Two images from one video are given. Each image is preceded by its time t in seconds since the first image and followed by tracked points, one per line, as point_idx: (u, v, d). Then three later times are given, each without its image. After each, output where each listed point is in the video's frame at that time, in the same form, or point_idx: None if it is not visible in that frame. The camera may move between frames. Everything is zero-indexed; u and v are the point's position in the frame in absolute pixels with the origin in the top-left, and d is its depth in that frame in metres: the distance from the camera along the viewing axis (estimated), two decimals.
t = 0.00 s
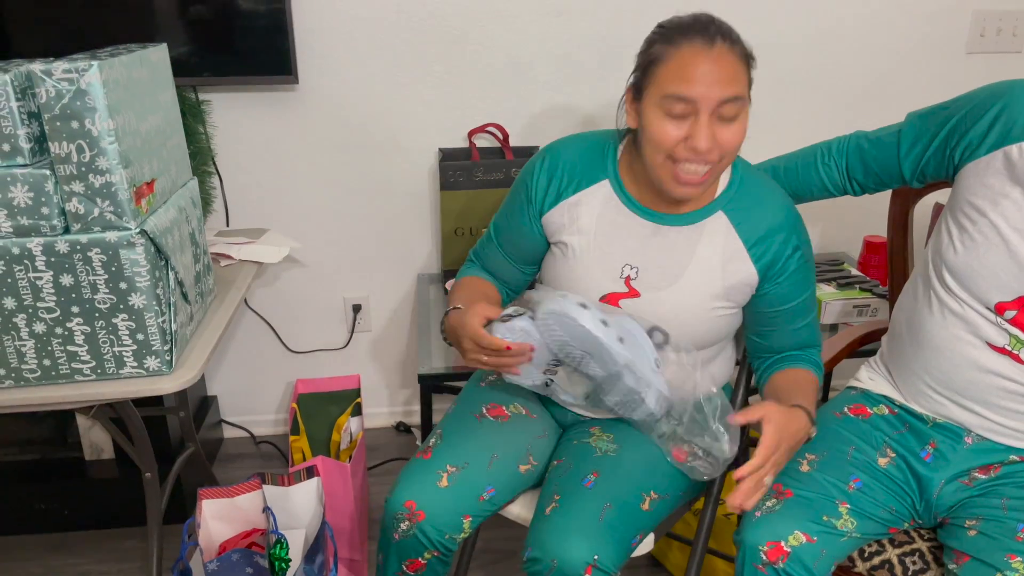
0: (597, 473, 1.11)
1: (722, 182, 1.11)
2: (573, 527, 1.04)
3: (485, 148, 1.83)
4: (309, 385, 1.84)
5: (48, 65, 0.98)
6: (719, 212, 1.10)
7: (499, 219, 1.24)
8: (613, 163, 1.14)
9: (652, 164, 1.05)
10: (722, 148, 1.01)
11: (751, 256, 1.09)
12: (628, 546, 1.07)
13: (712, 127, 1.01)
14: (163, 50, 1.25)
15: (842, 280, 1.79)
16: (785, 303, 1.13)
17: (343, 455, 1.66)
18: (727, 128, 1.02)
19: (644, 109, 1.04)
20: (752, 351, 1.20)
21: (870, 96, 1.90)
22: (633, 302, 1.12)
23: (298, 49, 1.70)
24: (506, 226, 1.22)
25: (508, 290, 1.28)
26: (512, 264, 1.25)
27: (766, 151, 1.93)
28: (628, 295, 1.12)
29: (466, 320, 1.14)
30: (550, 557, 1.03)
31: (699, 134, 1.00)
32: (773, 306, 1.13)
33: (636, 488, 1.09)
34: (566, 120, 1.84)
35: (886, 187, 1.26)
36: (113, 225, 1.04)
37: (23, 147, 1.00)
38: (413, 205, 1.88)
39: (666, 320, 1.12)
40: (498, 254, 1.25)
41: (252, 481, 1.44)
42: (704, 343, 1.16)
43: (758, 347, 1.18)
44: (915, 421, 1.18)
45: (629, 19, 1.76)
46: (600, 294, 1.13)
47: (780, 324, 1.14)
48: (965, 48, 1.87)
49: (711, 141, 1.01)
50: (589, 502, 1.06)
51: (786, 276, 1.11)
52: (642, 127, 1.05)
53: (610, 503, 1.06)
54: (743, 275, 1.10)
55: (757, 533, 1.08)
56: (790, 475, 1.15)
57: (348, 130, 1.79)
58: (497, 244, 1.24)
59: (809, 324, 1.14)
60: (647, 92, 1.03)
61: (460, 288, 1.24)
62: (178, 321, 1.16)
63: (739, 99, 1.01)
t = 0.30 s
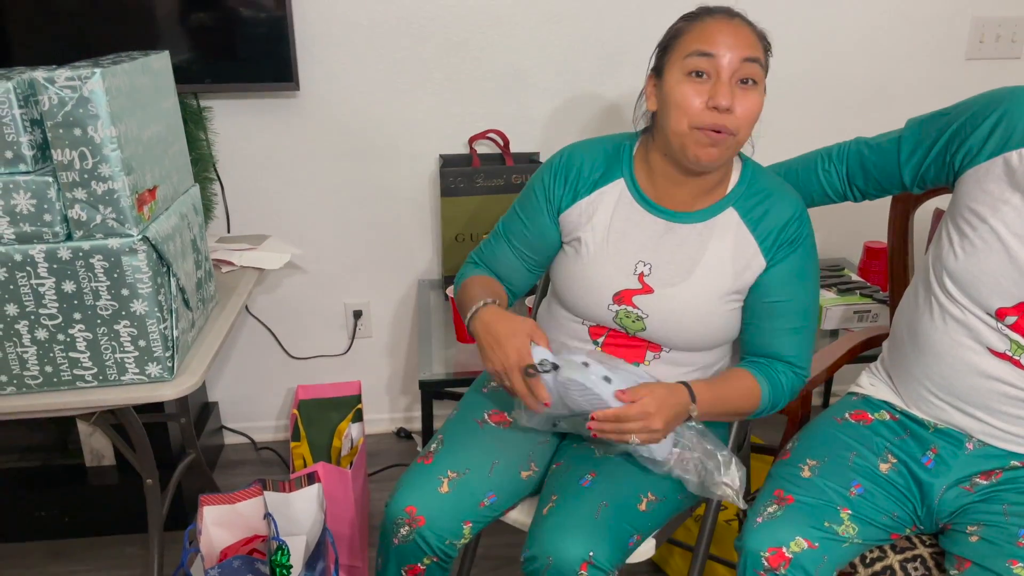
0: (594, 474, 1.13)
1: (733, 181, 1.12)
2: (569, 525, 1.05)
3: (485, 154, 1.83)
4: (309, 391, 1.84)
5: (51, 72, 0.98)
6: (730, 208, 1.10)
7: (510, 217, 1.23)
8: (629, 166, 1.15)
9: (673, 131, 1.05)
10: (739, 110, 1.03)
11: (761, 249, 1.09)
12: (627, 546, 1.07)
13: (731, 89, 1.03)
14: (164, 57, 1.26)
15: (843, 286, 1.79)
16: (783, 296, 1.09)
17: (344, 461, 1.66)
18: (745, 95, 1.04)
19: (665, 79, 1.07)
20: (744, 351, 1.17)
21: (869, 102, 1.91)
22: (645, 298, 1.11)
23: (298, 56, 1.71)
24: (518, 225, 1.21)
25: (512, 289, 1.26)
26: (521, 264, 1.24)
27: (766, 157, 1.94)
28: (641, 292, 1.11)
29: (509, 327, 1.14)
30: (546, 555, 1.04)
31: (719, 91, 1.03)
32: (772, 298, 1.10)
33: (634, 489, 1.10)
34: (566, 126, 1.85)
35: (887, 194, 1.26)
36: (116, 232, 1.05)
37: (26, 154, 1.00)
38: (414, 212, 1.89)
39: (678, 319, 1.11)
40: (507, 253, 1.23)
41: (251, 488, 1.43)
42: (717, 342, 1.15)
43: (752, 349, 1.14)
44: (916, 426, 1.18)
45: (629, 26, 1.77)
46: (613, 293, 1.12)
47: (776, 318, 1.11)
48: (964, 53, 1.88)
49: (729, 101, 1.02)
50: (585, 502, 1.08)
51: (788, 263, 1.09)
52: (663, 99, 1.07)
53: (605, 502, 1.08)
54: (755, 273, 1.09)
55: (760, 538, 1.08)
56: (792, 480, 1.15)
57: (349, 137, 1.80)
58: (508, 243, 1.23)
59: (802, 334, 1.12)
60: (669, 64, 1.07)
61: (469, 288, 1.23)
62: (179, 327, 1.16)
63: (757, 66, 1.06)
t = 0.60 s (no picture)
0: (593, 479, 1.13)
1: (723, 185, 1.12)
2: (567, 530, 1.05)
3: (484, 160, 1.84)
4: (309, 398, 1.84)
5: (51, 79, 0.98)
6: (722, 213, 1.10)
7: (503, 219, 1.25)
8: (618, 173, 1.15)
9: (660, 135, 1.05)
10: (726, 114, 1.02)
11: (754, 250, 1.08)
12: (623, 552, 1.07)
13: (716, 92, 1.03)
14: (165, 64, 1.27)
15: (842, 291, 1.79)
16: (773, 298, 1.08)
17: (343, 467, 1.66)
18: (733, 99, 1.04)
19: (650, 85, 1.07)
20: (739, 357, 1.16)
21: (867, 107, 1.91)
22: (638, 309, 1.11)
23: (298, 62, 1.71)
24: (510, 229, 1.23)
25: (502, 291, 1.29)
26: (511, 266, 1.26)
27: (765, 162, 1.94)
28: (634, 302, 1.11)
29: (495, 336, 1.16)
30: (542, 560, 1.04)
31: (705, 95, 1.02)
32: (767, 298, 1.08)
33: (630, 494, 1.11)
34: (566, 132, 1.85)
35: (885, 199, 1.26)
36: (116, 238, 1.05)
37: (26, 161, 1.00)
38: (414, 217, 1.89)
39: (671, 329, 1.10)
40: (498, 254, 1.26)
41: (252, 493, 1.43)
42: (709, 351, 1.15)
43: (746, 352, 1.13)
44: (915, 431, 1.19)
45: (628, 32, 1.78)
46: (607, 304, 1.12)
47: (771, 319, 1.09)
48: (962, 59, 1.88)
49: (716, 105, 1.02)
50: (582, 506, 1.08)
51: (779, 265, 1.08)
52: (649, 104, 1.07)
53: (601, 508, 1.08)
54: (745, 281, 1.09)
55: (760, 544, 1.08)
56: (791, 486, 1.15)
57: (348, 143, 1.80)
58: (499, 245, 1.25)
59: (793, 336, 1.10)
60: (655, 69, 1.07)
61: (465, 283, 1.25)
62: (179, 334, 1.16)
63: (743, 70, 1.05)
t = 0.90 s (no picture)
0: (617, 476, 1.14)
1: (709, 196, 1.11)
2: (599, 522, 1.05)
3: (483, 166, 1.84)
4: (308, 404, 1.83)
5: (50, 88, 0.98)
6: (711, 224, 1.09)
7: (487, 232, 1.25)
8: (600, 188, 1.14)
9: (631, 152, 1.05)
10: (701, 134, 1.02)
11: (749, 264, 1.08)
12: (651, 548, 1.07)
13: (693, 112, 1.03)
14: (164, 71, 1.27)
15: (840, 297, 1.80)
16: (776, 310, 1.11)
17: (342, 474, 1.66)
18: (710, 118, 1.04)
19: (629, 101, 1.07)
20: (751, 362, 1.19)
21: (865, 112, 1.92)
22: (636, 325, 1.10)
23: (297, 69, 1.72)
24: (494, 245, 1.23)
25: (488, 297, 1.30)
26: (496, 278, 1.27)
27: (763, 168, 1.94)
28: (631, 319, 1.10)
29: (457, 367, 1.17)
30: (574, 550, 1.03)
31: (681, 114, 1.02)
32: (767, 310, 1.11)
33: (655, 491, 1.11)
34: (564, 138, 1.86)
35: (882, 205, 1.26)
36: (114, 247, 1.05)
37: (24, 169, 1.00)
38: (413, 224, 1.89)
39: (670, 343, 1.10)
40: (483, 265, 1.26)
41: (251, 501, 1.44)
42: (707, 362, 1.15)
43: (762, 358, 1.16)
44: (915, 437, 1.19)
45: (626, 39, 1.78)
46: (605, 321, 1.11)
47: (778, 329, 1.12)
48: (959, 65, 1.89)
49: (691, 126, 1.02)
50: (612, 500, 1.08)
51: (778, 275, 1.09)
52: (627, 120, 1.08)
53: (631, 502, 1.08)
54: (738, 291, 1.09)
55: (760, 550, 1.08)
56: (791, 492, 1.15)
57: (347, 150, 1.80)
58: (484, 258, 1.26)
59: (804, 339, 1.13)
60: (633, 85, 1.07)
61: (448, 303, 1.27)
62: (178, 341, 1.16)
63: (722, 88, 1.05)
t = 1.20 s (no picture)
0: (630, 490, 1.12)
1: (696, 204, 1.11)
2: (621, 541, 1.03)
3: (477, 173, 1.84)
4: (303, 411, 1.82)
5: (42, 97, 0.98)
6: (702, 230, 1.10)
7: (465, 250, 1.21)
8: (587, 204, 1.12)
9: (624, 162, 1.05)
10: (689, 136, 1.03)
11: (741, 268, 1.10)
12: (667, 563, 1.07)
13: (678, 113, 1.03)
14: (157, 80, 1.27)
15: (835, 301, 1.80)
16: (771, 314, 1.14)
17: (338, 482, 1.66)
18: (694, 121, 1.04)
19: (609, 111, 1.06)
20: (739, 358, 1.22)
21: (858, 118, 1.93)
22: (637, 337, 1.10)
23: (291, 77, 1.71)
24: (474, 263, 1.19)
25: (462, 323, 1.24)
26: (473, 298, 1.22)
27: (758, 173, 1.95)
28: (632, 331, 1.10)
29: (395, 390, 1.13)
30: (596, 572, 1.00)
31: (665, 119, 1.02)
32: (761, 313, 1.14)
33: (669, 504, 1.11)
34: (559, 144, 1.86)
35: (875, 210, 1.27)
36: (107, 256, 1.04)
37: (17, 179, 1.00)
38: (408, 231, 1.89)
39: (672, 351, 1.11)
40: (460, 286, 1.21)
41: (245, 510, 1.43)
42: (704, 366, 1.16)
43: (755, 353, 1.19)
44: (910, 442, 1.19)
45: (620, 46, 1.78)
46: (605, 336, 1.10)
47: (771, 331, 1.15)
48: (951, 69, 1.90)
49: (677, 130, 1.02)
50: (630, 517, 1.07)
51: (770, 281, 1.12)
52: (609, 130, 1.07)
53: (649, 519, 1.07)
54: (735, 292, 1.10)
55: (756, 557, 1.08)
56: (786, 498, 1.15)
57: (341, 157, 1.80)
58: (461, 278, 1.21)
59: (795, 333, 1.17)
60: (611, 94, 1.07)
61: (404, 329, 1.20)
62: (171, 350, 1.16)
63: (700, 87, 1.06)
